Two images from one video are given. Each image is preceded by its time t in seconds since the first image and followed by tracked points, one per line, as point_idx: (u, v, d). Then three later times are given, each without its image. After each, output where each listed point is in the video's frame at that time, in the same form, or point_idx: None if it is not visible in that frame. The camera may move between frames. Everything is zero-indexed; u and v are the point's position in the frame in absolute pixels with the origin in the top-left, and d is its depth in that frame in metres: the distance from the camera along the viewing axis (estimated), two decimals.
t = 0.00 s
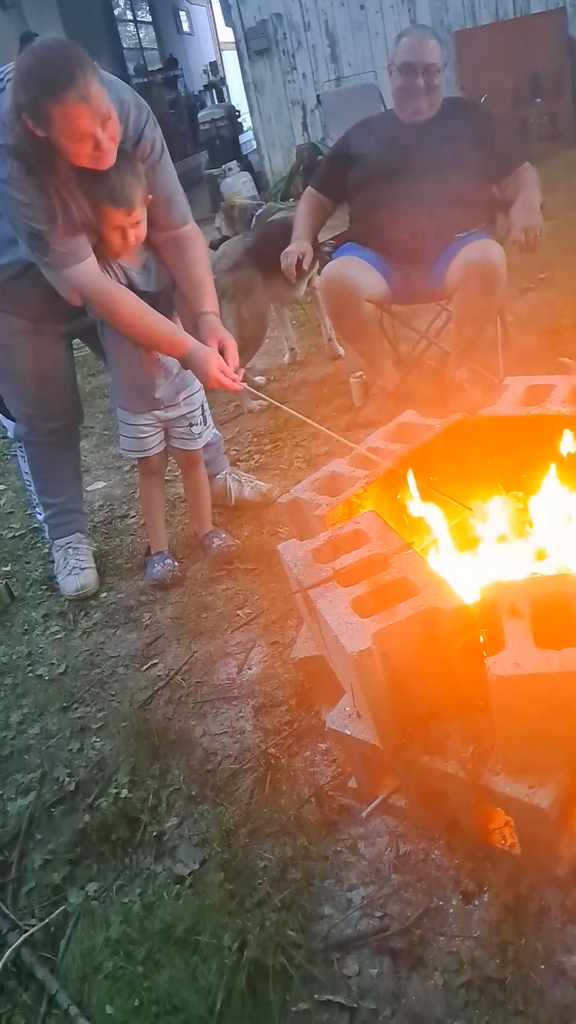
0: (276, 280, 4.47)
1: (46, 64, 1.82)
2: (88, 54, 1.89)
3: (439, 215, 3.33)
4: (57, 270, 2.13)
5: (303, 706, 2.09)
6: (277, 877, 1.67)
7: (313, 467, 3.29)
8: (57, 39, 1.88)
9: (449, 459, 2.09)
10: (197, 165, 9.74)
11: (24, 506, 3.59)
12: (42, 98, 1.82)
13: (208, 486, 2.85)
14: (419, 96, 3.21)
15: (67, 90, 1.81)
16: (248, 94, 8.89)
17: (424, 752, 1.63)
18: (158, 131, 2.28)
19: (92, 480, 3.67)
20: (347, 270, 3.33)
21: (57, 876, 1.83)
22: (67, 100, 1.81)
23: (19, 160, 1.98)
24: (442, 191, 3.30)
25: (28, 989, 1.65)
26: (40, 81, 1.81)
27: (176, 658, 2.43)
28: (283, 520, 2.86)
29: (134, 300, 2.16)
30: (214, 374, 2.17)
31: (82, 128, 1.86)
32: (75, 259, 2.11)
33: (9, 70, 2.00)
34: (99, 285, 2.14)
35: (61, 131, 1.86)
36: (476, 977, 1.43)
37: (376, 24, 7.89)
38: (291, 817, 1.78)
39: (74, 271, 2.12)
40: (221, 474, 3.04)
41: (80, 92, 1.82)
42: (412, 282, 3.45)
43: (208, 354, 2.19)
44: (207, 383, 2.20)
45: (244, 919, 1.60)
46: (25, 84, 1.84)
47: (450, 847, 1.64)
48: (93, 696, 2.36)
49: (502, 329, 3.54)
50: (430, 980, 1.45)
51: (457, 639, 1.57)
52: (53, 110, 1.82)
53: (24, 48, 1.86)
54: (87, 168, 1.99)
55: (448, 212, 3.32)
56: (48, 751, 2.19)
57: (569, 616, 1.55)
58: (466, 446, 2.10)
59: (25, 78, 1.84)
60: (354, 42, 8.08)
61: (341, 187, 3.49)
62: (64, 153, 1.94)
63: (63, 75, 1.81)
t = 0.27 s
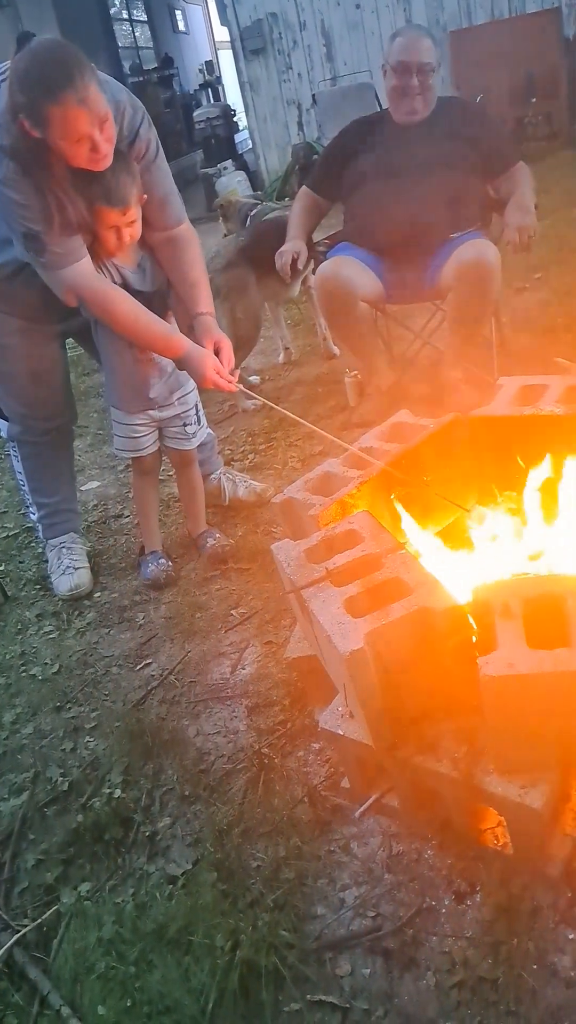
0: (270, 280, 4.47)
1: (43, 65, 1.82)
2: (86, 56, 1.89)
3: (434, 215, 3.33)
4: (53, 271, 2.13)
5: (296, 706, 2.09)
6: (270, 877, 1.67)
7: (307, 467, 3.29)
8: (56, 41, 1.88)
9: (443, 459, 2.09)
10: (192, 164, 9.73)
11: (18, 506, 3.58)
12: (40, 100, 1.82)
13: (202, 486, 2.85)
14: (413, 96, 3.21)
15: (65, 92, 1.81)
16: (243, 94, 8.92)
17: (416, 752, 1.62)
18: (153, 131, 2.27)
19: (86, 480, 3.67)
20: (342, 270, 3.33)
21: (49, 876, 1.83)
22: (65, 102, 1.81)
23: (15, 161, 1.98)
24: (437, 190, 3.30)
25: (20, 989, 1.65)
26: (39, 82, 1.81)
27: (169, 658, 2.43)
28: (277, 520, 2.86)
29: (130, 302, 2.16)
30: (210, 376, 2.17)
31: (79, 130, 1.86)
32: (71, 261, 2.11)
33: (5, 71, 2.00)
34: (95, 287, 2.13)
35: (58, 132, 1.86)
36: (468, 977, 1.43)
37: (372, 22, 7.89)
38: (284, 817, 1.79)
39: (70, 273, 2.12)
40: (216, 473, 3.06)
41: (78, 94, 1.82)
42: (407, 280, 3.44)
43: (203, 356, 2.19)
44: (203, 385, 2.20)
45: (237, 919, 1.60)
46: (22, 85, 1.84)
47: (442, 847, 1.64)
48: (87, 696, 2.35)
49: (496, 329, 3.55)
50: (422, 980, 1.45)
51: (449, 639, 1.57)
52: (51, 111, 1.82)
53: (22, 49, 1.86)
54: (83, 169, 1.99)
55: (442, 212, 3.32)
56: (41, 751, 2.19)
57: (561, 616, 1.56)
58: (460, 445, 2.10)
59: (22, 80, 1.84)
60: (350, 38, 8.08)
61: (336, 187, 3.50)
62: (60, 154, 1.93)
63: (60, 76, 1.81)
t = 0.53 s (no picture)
0: (267, 279, 4.48)
1: (43, 68, 1.82)
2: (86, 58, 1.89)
3: (431, 215, 3.33)
4: (50, 272, 2.13)
5: (292, 705, 2.09)
6: (265, 876, 1.67)
7: (303, 466, 3.29)
8: (56, 43, 1.88)
9: (438, 459, 2.09)
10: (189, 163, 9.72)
11: (14, 505, 3.58)
12: (40, 103, 1.82)
13: (198, 486, 2.85)
14: (409, 95, 3.23)
15: (66, 95, 1.81)
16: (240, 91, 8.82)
17: (411, 751, 1.63)
18: (151, 132, 2.27)
19: (82, 479, 3.67)
20: (338, 270, 3.33)
21: (45, 875, 1.83)
22: (65, 105, 1.81)
23: (14, 162, 1.98)
24: (434, 190, 3.31)
25: (15, 988, 1.65)
26: (39, 85, 1.81)
27: (165, 657, 2.43)
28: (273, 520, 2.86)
29: (128, 304, 2.16)
30: (207, 379, 2.17)
31: (79, 132, 1.86)
32: (69, 262, 2.11)
33: (5, 72, 2.00)
34: (93, 288, 2.13)
35: (58, 134, 1.86)
36: (463, 976, 1.43)
37: (369, 22, 8.00)
38: (280, 816, 1.79)
39: (68, 275, 2.12)
40: (212, 473, 3.06)
41: (79, 97, 1.82)
42: (403, 280, 3.44)
43: (200, 359, 2.19)
44: (200, 388, 2.21)
45: (232, 918, 1.60)
46: (22, 88, 1.83)
47: (437, 847, 1.64)
48: (83, 696, 2.35)
49: (492, 329, 3.55)
50: (417, 979, 1.46)
51: (444, 638, 1.57)
52: (51, 114, 1.82)
53: (22, 51, 1.86)
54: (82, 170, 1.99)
55: (439, 212, 3.32)
56: (36, 751, 2.19)
57: (556, 617, 1.56)
58: (456, 445, 2.10)
59: (22, 82, 1.84)
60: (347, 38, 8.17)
61: (333, 186, 3.50)
62: (59, 156, 1.93)
63: (60, 79, 1.81)
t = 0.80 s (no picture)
0: (263, 279, 4.48)
1: (42, 68, 1.82)
2: (84, 59, 1.90)
3: (428, 214, 3.33)
4: (48, 272, 2.12)
5: (288, 704, 2.09)
6: (261, 876, 1.67)
7: (300, 466, 3.28)
8: (54, 43, 1.88)
9: (436, 457, 2.09)
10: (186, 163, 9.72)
11: (10, 505, 3.57)
12: (38, 103, 1.82)
13: (195, 485, 2.85)
14: (406, 93, 3.24)
15: (64, 95, 1.81)
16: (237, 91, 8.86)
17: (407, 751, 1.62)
18: (148, 131, 2.27)
19: (79, 479, 3.66)
20: (335, 270, 3.33)
21: (40, 876, 1.82)
22: (64, 105, 1.81)
23: (12, 162, 1.98)
24: (431, 189, 3.31)
25: (10, 989, 1.64)
26: (37, 85, 1.81)
27: (161, 657, 2.43)
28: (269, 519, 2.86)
29: (127, 306, 2.16)
30: (203, 383, 2.19)
31: (77, 133, 1.86)
32: (67, 263, 2.10)
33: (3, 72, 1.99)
34: (91, 289, 2.13)
35: (56, 135, 1.86)
36: (459, 975, 1.43)
37: (366, 21, 8.00)
38: (276, 816, 1.79)
39: (66, 275, 2.11)
40: (209, 473, 3.07)
41: (77, 97, 1.83)
42: (400, 278, 3.41)
43: (198, 362, 2.20)
44: (197, 391, 2.22)
45: (228, 918, 1.60)
46: (21, 88, 1.83)
47: (433, 846, 1.64)
48: (79, 696, 2.35)
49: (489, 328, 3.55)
50: (413, 978, 1.45)
51: (440, 637, 1.57)
52: (49, 114, 1.82)
53: (20, 51, 1.86)
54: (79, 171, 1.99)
55: (436, 212, 3.32)
56: (32, 751, 2.18)
57: (552, 616, 1.56)
58: (453, 444, 2.10)
59: (20, 82, 1.83)
60: (344, 37, 8.17)
61: (330, 186, 3.50)
62: (57, 156, 1.93)
63: (58, 79, 1.82)
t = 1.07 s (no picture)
0: (261, 278, 4.48)
1: (42, 71, 1.82)
2: (84, 62, 1.90)
3: (426, 214, 3.33)
4: (47, 272, 2.12)
5: (286, 704, 2.09)
6: (260, 876, 1.67)
7: (299, 466, 3.28)
8: (54, 46, 1.88)
9: (434, 457, 2.09)
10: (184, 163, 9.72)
11: (8, 506, 3.57)
12: (38, 105, 1.82)
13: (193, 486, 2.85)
14: (403, 92, 3.24)
15: (64, 98, 1.81)
16: (235, 91, 8.84)
17: (405, 751, 1.62)
18: (146, 131, 2.27)
19: (77, 479, 3.66)
20: (333, 269, 3.32)
21: (38, 876, 1.82)
22: (63, 107, 1.82)
23: (11, 163, 1.98)
24: (429, 189, 3.30)
25: (8, 990, 1.64)
26: (37, 88, 1.81)
27: (160, 658, 2.42)
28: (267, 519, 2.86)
29: (125, 307, 2.16)
30: (203, 384, 2.17)
31: (77, 135, 1.86)
32: (66, 263, 2.10)
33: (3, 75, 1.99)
34: (90, 290, 2.13)
35: (56, 137, 1.86)
36: (457, 976, 1.43)
37: (364, 21, 8.03)
38: (274, 816, 1.78)
39: (65, 276, 2.11)
40: (206, 473, 3.04)
41: (77, 100, 1.83)
42: (399, 279, 3.41)
43: (197, 364, 2.19)
44: (196, 393, 2.21)
45: (227, 919, 1.60)
46: (21, 91, 1.83)
47: (432, 846, 1.64)
48: (77, 696, 2.34)
49: (487, 328, 3.55)
50: (411, 979, 1.45)
51: (438, 638, 1.57)
52: (49, 117, 1.82)
53: (20, 54, 1.86)
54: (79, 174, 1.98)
55: (434, 212, 3.32)
56: (31, 751, 2.18)
57: (551, 616, 1.56)
58: (451, 444, 2.10)
59: (20, 85, 1.84)
60: (342, 38, 8.18)
61: (328, 185, 3.50)
62: (57, 158, 1.93)
63: (58, 82, 1.82)
